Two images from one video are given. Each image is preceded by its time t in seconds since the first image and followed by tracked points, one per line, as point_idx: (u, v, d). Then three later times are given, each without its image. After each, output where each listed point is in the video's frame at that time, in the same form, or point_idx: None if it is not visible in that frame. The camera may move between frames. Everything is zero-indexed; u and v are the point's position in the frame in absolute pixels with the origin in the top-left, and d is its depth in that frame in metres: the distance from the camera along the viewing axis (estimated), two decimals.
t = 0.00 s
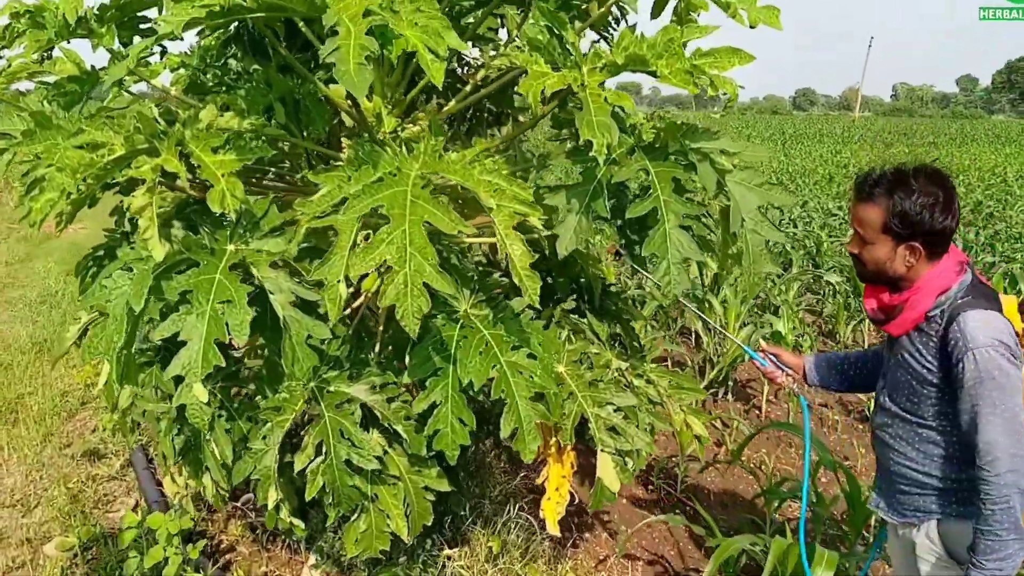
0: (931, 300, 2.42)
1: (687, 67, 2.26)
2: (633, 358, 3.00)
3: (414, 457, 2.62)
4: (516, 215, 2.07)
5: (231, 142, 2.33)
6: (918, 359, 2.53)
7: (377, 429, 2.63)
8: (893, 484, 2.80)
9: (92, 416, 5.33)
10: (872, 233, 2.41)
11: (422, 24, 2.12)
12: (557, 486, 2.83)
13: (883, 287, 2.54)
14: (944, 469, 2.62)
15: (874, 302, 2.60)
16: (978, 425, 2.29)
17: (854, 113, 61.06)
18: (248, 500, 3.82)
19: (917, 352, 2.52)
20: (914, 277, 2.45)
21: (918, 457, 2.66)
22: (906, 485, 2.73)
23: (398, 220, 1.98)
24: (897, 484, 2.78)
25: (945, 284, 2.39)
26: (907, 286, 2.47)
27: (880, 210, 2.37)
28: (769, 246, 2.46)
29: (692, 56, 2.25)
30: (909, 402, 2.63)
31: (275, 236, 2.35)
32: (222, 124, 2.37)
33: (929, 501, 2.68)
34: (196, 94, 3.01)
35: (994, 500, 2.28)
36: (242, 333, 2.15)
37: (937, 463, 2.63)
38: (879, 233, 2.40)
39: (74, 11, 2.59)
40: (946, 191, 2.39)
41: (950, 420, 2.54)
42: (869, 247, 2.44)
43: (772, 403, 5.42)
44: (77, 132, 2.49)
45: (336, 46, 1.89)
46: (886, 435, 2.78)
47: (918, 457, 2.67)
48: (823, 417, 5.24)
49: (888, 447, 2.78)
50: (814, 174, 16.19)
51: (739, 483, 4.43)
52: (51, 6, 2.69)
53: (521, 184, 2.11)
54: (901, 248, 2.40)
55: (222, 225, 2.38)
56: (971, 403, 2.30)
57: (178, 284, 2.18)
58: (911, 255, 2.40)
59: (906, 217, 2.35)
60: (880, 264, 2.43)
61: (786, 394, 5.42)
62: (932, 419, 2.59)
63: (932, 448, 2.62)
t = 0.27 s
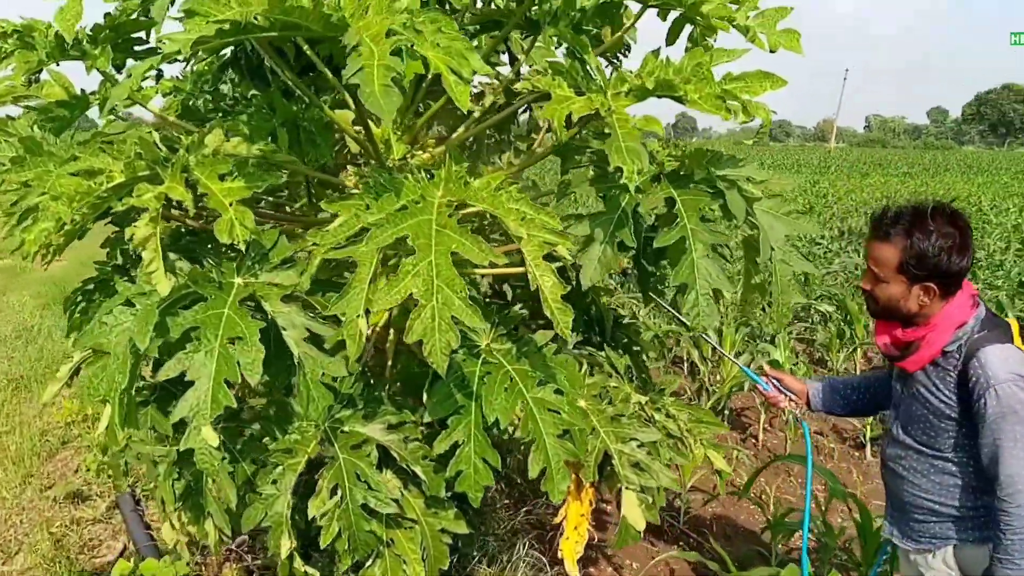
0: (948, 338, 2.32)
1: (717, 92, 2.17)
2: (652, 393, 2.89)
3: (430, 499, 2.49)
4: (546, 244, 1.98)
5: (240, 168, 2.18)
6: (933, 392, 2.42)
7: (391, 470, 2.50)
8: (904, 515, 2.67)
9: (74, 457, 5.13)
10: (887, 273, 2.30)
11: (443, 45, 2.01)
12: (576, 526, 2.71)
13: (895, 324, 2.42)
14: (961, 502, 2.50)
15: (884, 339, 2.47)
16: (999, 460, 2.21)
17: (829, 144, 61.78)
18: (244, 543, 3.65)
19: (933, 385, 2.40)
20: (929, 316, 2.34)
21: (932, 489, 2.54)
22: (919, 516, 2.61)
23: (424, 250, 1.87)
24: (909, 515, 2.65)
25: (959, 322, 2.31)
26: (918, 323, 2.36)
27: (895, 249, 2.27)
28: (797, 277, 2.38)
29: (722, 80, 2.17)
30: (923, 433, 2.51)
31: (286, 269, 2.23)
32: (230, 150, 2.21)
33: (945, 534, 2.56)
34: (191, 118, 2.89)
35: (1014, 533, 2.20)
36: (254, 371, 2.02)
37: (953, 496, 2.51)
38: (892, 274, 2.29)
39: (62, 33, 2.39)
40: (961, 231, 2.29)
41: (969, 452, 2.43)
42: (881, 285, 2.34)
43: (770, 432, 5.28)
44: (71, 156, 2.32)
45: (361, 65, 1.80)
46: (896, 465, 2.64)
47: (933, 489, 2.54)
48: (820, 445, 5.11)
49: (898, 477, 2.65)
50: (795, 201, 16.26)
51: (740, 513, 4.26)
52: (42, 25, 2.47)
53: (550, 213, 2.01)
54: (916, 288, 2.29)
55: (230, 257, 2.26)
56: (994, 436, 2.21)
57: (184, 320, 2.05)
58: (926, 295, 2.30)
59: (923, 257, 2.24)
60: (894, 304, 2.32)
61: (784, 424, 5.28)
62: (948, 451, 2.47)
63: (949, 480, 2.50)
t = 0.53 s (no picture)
0: (964, 362, 2.29)
1: (742, 110, 2.12)
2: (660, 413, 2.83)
3: (440, 528, 2.41)
4: (576, 267, 1.94)
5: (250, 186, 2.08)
6: (949, 415, 2.38)
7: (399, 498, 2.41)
8: (912, 535, 2.64)
9: (39, 472, 4.90)
10: (906, 297, 2.24)
11: (465, 63, 1.92)
12: (586, 554, 2.67)
13: (911, 346, 2.35)
14: (976, 522, 2.48)
15: (898, 360, 2.39)
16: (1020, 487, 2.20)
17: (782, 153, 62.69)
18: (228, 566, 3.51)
19: (951, 408, 2.37)
20: (948, 340, 2.28)
21: (946, 510, 2.50)
22: (929, 538, 2.57)
23: (454, 275, 1.80)
24: (917, 537, 2.62)
25: (979, 344, 2.28)
26: (936, 347, 2.31)
27: (917, 273, 2.21)
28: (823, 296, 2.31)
29: (748, 99, 2.11)
30: (939, 455, 2.47)
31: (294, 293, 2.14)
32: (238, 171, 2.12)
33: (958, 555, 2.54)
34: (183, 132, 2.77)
35: None
36: (268, 402, 1.92)
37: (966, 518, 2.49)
38: (913, 297, 2.23)
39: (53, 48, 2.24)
40: (980, 256, 2.26)
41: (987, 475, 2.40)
42: (898, 309, 2.27)
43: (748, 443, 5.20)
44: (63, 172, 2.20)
45: (390, 86, 1.72)
46: (907, 487, 2.60)
47: (948, 511, 2.50)
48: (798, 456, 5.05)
49: (909, 497, 2.61)
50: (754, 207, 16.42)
51: (725, 526, 4.19)
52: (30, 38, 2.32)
53: (577, 236, 1.96)
54: (936, 311, 2.24)
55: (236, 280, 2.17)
56: (1011, 461, 2.19)
57: (193, 348, 1.94)
58: (946, 318, 2.24)
59: (945, 281, 2.19)
60: (914, 327, 2.26)
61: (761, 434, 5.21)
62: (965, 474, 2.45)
63: (964, 502, 2.47)
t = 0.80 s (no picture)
0: (983, 365, 2.31)
1: (765, 121, 2.04)
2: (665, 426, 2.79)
3: (447, 544, 2.36)
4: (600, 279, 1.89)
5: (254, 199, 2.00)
6: (970, 423, 2.41)
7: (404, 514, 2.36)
8: (930, 544, 2.67)
9: (10, 478, 4.76)
10: (921, 297, 2.26)
11: (483, 73, 1.84)
12: (590, 569, 2.72)
13: (927, 351, 2.39)
14: (995, 532, 2.52)
15: (913, 365, 2.42)
16: None
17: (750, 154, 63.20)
18: None
19: (971, 417, 2.40)
20: (964, 340, 2.31)
21: (965, 520, 2.54)
22: (948, 548, 2.60)
23: (477, 288, 1.75)
24: (934, 546, 2.65)
25: (997, 346, 2.31)
26: (954, 348, 2.33)
27: (932, 273, 2.23)
28: (843, 309, 2.27)
29: (772, 109, 2.03)
30: (958, 465, 2.50)
31: (302, 304, 2.09)
32: (243, 180, 2.05)
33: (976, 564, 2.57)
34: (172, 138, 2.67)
35: None
36: (280, 420, 1.83)
37: (985, 526, 2.52)
38: (928, 297, 2.25)
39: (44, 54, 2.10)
40: (992, 252, 2.28)
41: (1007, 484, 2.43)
42: (914, 312, 2.29)
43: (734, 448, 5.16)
44: (58, 182, 2.10)
45: (414, 97, 1.70)
46: (924, 496, 2.64)
47: (966, 521, 2.54)
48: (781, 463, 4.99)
49: (926, 507, 2.64)
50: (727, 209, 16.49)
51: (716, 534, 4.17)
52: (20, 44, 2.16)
53: (598, 247, 1.91)
54: (952, 310, 2.26)
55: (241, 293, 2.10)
56: None
57: (200, 364, 1.86)
58: (962, 317, 2.27)
59: (958, 280, 2.22)
60: (930, 328, 2.28)
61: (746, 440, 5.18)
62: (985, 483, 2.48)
63: (984, 511, 2.51)
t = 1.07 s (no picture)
0: (991, 349, 2.34)
1: (778, 118, 2.02)
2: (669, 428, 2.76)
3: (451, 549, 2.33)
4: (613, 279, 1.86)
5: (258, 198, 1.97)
6: (988, 413, 2.41)
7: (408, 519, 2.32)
8: (947, 546, 2.66)
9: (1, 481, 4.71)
10: (919, 278, 2.33)
11: (493, 69, 1.81)
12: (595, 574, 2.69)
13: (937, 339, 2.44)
14: (1015, 526, 2.51)
15: (924, 357, 2.48)
16: None
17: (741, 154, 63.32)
18: None
19: (986, 406, 2.41)
20: (968, 323, 2.36)
21: (984, 516, 2.53)
22: (967, 546, 2.58)
23: (487, 288, 1.71)
24: (952, 547, 2.63)
25: (1006, 331, 2.34)
26: (964, 333, 2.38)
27: (928, 251, 2.32)
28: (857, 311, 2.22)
29: (786, 106, 2.01)
30: (977, 459, 2.50)
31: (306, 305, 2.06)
32: (246, 179, 1.98)
33: (998, 561, 2.56)
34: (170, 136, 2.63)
35: None
36: (286, 423, 1.79)
37: (1005, 521, 2.52)
38: (927, 276, 2.33)
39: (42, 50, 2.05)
40: (985, 233, 2.37)
41: None
42: (916, 294, 2.36)
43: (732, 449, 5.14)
44: (56, 180, 2.06)
45: (426, 92, 1.67)
46: (940, 494, 2.62)
47: (986, 517, 2.53)
48: (780, 465, 4.98)
49: (943, 506, 2.62)
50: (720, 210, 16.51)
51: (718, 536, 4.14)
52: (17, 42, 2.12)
53: (610, 247, 1.87)
54: (952, 289, 2.32)
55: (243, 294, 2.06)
56: None
57: (204, 366, 1.82)
58: (964, 296, 2.32)
59: (952, 256, 2.29)
60: (933, 309, 2.34)
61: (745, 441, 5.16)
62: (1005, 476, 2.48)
63: (1004, 506, 2.50)
